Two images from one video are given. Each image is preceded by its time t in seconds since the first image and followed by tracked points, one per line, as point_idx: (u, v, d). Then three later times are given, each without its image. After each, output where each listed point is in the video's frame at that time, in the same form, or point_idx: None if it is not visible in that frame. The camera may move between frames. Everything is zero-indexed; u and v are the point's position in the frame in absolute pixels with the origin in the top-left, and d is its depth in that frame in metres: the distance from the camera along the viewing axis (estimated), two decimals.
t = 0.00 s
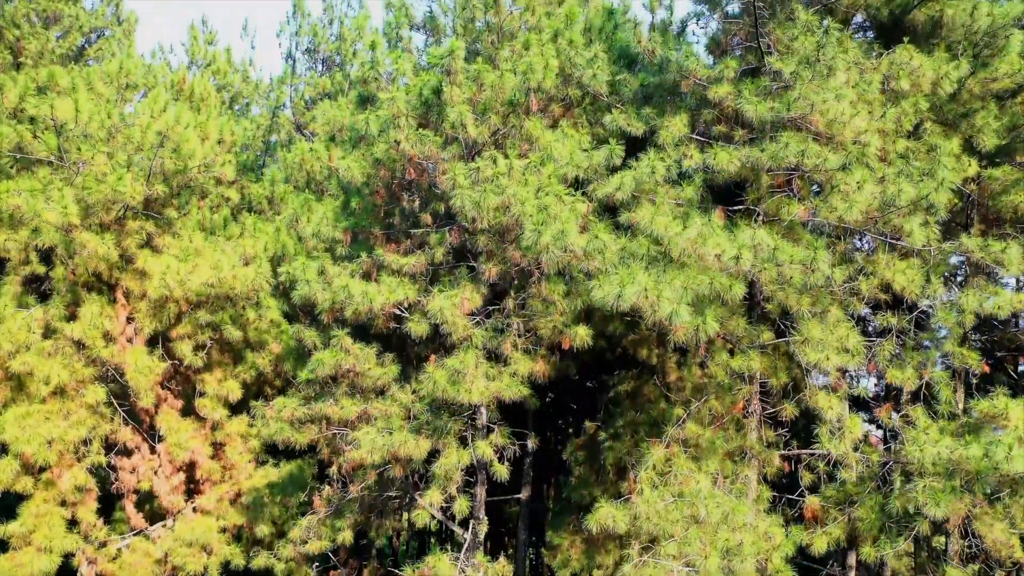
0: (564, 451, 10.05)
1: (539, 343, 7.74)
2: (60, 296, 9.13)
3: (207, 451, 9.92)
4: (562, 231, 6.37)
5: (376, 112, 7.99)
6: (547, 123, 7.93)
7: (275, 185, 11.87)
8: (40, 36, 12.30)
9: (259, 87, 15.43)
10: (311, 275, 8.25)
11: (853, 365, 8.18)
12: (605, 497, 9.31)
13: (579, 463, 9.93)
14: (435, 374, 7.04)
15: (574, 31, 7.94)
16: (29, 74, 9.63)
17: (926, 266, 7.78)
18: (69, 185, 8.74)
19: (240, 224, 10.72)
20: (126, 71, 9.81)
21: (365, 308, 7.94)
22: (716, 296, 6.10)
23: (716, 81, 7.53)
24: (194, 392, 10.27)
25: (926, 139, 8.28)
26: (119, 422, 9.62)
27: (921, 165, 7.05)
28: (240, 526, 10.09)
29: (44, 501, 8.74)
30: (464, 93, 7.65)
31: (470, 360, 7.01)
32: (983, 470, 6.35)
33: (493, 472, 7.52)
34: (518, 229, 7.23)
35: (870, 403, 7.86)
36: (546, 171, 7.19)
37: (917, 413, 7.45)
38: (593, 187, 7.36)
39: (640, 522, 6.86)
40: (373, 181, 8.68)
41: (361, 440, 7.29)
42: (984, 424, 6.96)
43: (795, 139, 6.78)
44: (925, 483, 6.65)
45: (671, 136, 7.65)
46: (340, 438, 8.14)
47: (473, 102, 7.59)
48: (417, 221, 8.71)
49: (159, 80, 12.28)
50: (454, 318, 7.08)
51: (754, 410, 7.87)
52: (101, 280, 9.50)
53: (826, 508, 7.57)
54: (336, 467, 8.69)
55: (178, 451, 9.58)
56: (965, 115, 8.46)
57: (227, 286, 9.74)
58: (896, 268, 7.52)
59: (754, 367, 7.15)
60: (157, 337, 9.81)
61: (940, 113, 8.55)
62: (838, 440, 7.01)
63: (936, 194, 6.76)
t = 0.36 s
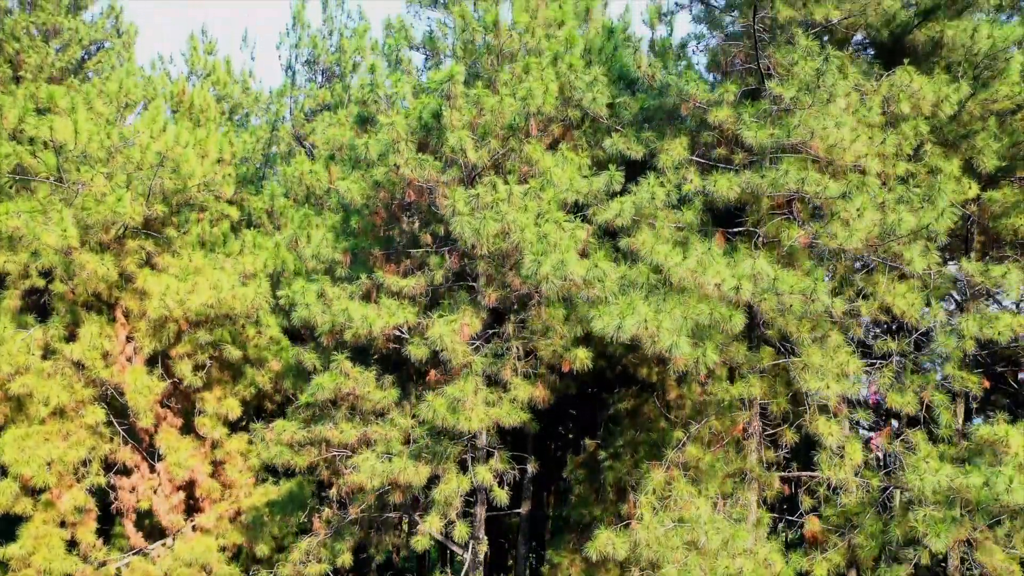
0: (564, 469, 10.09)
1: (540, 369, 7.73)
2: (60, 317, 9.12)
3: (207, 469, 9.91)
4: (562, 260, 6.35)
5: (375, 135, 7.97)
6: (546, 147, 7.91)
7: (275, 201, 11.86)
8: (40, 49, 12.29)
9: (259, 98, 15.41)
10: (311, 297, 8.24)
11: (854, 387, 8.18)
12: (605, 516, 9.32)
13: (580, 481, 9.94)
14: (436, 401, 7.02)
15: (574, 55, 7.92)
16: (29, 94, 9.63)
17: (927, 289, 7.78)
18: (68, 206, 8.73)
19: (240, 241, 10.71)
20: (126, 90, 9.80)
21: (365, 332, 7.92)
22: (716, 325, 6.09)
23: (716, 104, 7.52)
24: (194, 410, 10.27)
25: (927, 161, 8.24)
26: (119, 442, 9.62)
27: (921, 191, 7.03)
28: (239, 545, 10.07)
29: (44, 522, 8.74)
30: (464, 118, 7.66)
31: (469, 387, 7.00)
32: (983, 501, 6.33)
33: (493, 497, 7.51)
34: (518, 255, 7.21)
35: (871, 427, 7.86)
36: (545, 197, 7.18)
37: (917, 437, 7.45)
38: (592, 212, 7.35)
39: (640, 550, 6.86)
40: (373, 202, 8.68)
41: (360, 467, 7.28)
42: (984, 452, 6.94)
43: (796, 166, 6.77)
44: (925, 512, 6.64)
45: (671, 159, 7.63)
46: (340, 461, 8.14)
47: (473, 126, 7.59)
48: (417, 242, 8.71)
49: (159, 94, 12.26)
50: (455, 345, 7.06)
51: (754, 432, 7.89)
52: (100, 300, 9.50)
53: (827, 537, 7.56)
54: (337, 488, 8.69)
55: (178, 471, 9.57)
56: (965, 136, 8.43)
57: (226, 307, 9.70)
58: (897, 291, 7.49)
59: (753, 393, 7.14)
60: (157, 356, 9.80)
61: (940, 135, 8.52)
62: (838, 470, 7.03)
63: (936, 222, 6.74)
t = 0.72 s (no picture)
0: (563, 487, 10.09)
1: (540, 394, 7.72)
2: (59, 337, 9.11)
3: (206, 488, 9.92)
4: (561, 290, 6.33)
5: (375, 159, 7.96)
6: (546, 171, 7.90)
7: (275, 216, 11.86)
8: (40, 63, 12.20)
9: (260, 110, 15.42)
10: (310, 320, 8.23)
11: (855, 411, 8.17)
12: (605, 536, 9.31)
13: (580, 500, 9.93)
14: (435, 428, 7.00)
15: (573, 79, 7.88)
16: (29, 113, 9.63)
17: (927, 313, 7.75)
18: (68, 227, 8.72)
19: (240, 258, 10.71)
20: (126, 110, 9.80)
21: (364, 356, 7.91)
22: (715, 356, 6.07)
23: (716, 129, 7.52)
24: (193, 428, 10.26)
25: (926, 184, 8.20)
26: (119, 462, 9.62)
27: (922, 218, 7.01)
28: (239, 564, 10.07)
29: (43, 543, 8.73)
30: (464, 142, 7.61)
31: (469, 414, 6.99)
32: (984, 532, 6.32)
33: (493, 523, 7.50)
34: (517, 281, 7.20)
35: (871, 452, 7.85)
36: (545, 224, 7.16)
37: (918, 462, 7.43)
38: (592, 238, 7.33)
39: None
40: (372, 224, 8.67)
41: (360, 493, 7.28)
42: (985, 480, 6.92)
43: (796, 193, 6.75)
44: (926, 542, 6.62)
45: (671, 183, 7.63)
46: (340, 484, 8.13)
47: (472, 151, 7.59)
48: (417, 263, 8.70)
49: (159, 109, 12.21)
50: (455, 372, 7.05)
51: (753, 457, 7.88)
52: (100, 320, 9.49)
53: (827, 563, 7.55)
54: (336, 511, 8.68)
55: (177, 491, 9.56)
56: (965, 157, 8.41)
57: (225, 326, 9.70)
58: (897, 316, 7.48)
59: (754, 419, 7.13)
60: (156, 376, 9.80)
61: (940, 156, 8.50)
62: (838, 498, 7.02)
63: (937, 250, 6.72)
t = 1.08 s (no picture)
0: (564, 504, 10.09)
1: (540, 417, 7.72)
2: (59, 357, 9.11)
3: (206, 506, 9.93)
4: (561, 318, 6.32)
5: (375, 181, 7.96)
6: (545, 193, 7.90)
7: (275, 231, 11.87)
8: (40, 75, 12.00)
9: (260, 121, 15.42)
10: (310, 341, 8.22)
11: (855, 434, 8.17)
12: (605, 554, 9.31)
13: (580, 517, 9.94)
14: (435, 453, 7.00)
15: (573, 101, 7.87)
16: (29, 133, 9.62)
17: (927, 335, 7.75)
18: (68, 247, 8.72)
19: (240, 274, 10.71)
20: (125, 128, 9.80)
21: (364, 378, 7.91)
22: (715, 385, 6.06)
23: (716, 152, 7.53)
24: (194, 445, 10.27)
25: (926, 204, 8.19)
26: (119, 480, 9.62)
27: (922, 243, 7.00)
28: None
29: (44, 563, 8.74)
30: (464, 165, 7.61)
31: (469, 439, 6.98)
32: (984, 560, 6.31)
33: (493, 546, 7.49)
34: (517, 305, 7.19)
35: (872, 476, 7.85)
36: (545, 248, 7.17)
37: (919, 485, 7.41)
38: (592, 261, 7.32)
39: None
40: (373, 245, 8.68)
41: (360, 517, 7.29)
42: (984, 505, 6.92)
43: (795, 220, 6.75)
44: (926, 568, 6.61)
45: (671, 206, 7.62)
46: (340, 505, 8.14)
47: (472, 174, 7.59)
48: (417, 282, 8.70)
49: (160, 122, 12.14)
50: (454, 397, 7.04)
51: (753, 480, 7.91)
52: (100, 338, 9.50)
53: None
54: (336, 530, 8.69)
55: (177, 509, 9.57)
56: (965, 177, 8.39)
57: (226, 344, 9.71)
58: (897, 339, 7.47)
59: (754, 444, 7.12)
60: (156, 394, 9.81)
61: (940, 176, 8.49)
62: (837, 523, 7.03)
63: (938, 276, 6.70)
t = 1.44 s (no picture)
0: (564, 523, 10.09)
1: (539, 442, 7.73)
2: (59, 379, 9.09)
3: (207, 525, 9.93)
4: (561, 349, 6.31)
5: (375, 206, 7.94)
6: (545, 218, 7.91)
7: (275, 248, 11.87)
8: (40, 89, 11.83)
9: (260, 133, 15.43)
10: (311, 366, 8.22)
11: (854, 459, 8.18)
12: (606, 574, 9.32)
13: (580, 536, 9.94)
14: (435, 481, 7.00)
15: (573, 126, 7.86)
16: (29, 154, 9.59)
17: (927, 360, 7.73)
18: (68, 269, 8.69)
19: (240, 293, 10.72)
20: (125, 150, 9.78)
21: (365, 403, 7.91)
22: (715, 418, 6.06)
23: (716, 178, 7.53)
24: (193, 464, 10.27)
25: (927, 228, 8.18)
26: (118, 501, 9.62)
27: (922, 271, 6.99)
28: None
29: None
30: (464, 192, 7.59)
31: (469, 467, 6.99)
32: None
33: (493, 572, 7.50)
34: (517, 333, 7.19)
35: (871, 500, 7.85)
36: (545, 276, 7.16)
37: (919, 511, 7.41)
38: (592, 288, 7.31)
39: None
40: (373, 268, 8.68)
41: (361, 544, 7.29)
42: (985, 534, 6.91)
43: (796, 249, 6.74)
44: None
45: (671, 232, 7.61)
46: (340, 529, 8.14)
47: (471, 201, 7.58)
48: (417, 304, 8.70)
49: (160, 138, 12.09)
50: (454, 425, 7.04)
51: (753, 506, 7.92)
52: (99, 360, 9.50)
53: None
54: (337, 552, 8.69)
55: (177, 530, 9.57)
56: (966, 201, 8.38)
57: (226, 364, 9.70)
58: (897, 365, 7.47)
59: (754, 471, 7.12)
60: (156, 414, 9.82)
61: (940, 199, 8.48)
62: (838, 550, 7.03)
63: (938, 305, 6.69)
